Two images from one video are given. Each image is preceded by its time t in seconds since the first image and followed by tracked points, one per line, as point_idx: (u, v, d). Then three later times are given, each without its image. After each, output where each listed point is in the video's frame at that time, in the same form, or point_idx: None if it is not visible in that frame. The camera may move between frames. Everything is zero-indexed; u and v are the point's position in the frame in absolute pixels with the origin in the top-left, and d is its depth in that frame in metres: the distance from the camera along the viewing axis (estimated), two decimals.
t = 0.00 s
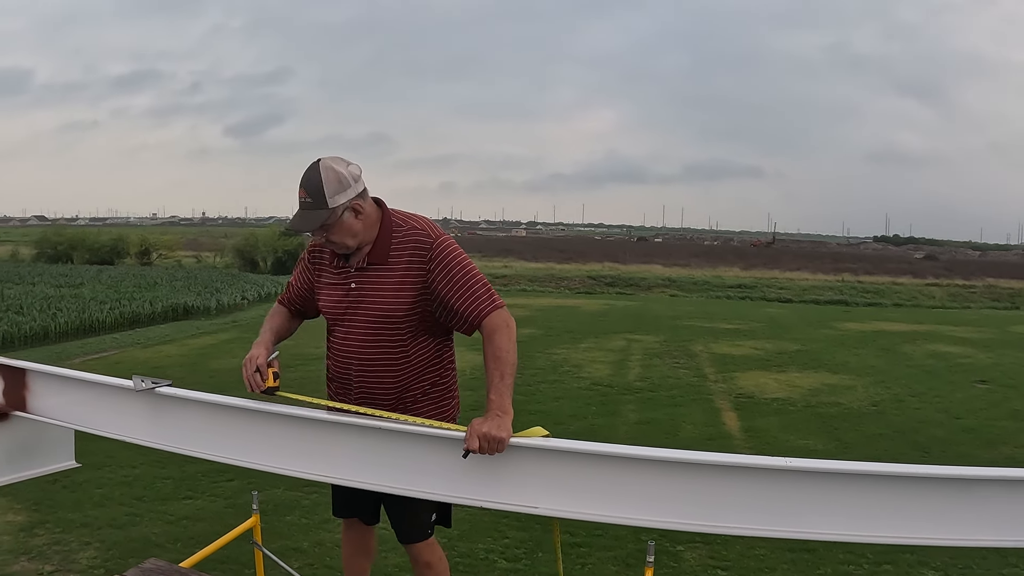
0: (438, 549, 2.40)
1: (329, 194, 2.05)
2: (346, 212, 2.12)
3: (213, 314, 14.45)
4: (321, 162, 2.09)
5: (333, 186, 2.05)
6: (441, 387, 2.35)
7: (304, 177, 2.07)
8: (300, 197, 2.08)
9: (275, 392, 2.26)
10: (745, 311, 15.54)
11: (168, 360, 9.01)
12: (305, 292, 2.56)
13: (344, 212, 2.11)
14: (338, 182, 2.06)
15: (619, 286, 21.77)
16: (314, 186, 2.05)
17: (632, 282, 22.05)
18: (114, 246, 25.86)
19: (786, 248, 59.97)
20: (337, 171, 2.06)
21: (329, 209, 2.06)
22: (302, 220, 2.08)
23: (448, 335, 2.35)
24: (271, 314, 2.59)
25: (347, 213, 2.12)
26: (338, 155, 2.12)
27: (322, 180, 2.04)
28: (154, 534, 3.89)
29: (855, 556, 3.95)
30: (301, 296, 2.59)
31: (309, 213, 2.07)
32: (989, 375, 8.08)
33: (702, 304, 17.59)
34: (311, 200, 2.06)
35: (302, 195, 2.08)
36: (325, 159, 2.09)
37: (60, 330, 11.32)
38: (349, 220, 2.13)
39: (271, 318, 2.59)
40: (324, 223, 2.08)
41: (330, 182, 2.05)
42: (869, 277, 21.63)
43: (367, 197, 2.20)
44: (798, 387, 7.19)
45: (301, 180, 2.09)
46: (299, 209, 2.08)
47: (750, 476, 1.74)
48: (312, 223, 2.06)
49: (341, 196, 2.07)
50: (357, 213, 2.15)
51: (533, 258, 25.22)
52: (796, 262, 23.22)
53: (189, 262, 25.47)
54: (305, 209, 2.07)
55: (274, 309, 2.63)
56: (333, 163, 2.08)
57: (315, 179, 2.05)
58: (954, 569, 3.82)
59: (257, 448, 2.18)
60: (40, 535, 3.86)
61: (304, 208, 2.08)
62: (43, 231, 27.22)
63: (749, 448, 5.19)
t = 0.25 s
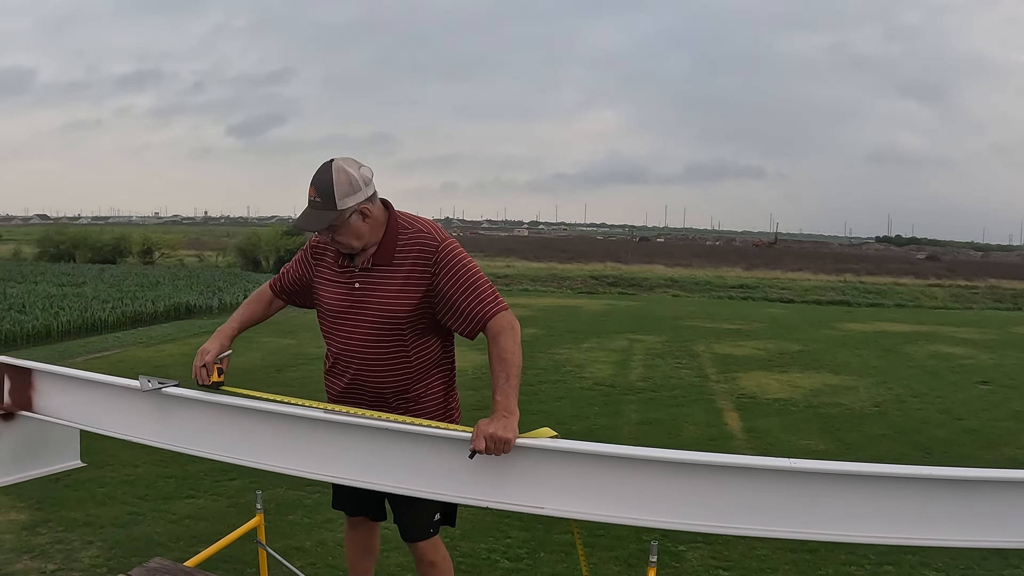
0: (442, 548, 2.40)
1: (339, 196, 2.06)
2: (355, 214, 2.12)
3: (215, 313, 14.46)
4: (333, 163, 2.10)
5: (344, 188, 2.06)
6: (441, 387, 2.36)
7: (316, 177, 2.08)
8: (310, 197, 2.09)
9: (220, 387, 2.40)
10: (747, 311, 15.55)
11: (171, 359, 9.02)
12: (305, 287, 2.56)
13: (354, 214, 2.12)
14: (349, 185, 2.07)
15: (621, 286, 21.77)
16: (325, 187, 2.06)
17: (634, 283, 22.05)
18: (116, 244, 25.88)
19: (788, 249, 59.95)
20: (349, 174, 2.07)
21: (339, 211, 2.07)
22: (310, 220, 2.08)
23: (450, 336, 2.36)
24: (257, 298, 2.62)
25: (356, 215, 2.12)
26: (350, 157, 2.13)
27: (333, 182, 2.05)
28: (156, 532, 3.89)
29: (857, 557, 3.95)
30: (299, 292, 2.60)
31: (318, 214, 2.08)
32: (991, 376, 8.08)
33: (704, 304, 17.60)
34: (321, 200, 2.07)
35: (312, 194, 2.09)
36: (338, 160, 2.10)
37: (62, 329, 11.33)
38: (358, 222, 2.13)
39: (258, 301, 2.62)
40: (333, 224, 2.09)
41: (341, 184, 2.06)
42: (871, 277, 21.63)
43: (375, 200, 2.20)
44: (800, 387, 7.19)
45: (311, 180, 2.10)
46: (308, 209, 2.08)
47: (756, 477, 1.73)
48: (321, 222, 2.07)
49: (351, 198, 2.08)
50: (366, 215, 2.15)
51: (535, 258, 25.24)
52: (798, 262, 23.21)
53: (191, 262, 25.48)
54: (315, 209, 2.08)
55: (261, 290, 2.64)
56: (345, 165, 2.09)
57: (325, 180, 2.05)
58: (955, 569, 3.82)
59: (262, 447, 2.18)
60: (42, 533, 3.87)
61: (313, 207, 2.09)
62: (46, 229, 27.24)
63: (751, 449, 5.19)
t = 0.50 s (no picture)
0: (440, 545, 2.40)
1: (338, 195, 2.06)
2: (354, 214, 2.12)
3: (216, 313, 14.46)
4: (332, 162, 2.10)
5: (344, 187, 2.06)
6: (438, 387, 2.35)
7: (315, 176, 2.08)
8: (309, 195, 2.08)
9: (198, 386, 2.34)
10: (748, 310, 15.54)
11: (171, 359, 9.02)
12: (301, 286, 2.56)
13: (353, 214, 2.12)
14: (348, 184, 2.07)
15: (622, 285, 21.77)
16: (324, 187, 2.06)
17: (635, 282, 22.05)
18: (116, 244, 25.88)
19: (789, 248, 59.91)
20: (348, 173, 2.07)
21: (338, 210, 2.07)
22: (309, 219, 2.08)
23: (446, 335, 2.35)
24: (248, 296, 2.60)
25: (355, 214, 2.12)
26: (350, 157, 2.13)
27: (332, 181, 2.05)
28: (157, 532, 3.89)
29: (857, 556, 3.95)
30: (295, 291, 2.60)
31: (317, 213, 2.08)
32: (992, 375, 8.07)
33: (705, 304, 17.59)
34: (320, 199, 2.06)
35: (310, 193, 2.08)
36: (338, 160, 2.10)
37: (63, 329, 11.33)
38: (356, 221, 2.13)
39: (251, 298, 2.60)
40: (331, 223, 2.09)
41: (340, 184, 2.06)
42: (872, 277, 21.63)
43: (374, 200, 2.20)
44: (801, 387, 7.19)
45: (309, 180, 2.10)
46: (306, 207, 2.08)
47: (754, 476, 1.74)
48: (319, 221, 2.07)
49: (350, 198, 2.08)
50: (364, 215, 2.15)
51: (536, 257, 25.24)
52: (799, 262, 23.19)
53: (191, 262, 25.48)
54: (314, 208, 2.08)
55: (254, 289, 2.62)
56: (344, 164, 2.09)
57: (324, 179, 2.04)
58: (955, 569, 3.82)
59: (261, 447, 2.19)
60: (43, 532, 3.87)
61: (311, 206, 2.08)
62: (46, 229, 27.23)
63: (752, 448, 5.18)
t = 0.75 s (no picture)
0: (438, 543, 2.40)
1: (339, 193, 2.05)
2: (354, 211, 2.12)
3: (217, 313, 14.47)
4: (332, 162, 2.09)
5: (344, 185, 2.06)
6: (435, 384, 2.35)
7: (315, 174, 2.07)
8: (309, 194, 2.07)
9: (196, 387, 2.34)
10: (749, 310, 15.54)
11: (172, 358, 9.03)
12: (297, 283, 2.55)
13: (352, 212, 2.11)
14: (348, 182, 2.07)
15: (623, 284, 21.78)
16: (324, 184, 2.05)
17: (635, 281, 22.05)
18: (117, 244, 25.89)
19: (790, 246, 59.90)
20: (348, 171, 2.07)
21: (340, 207, 2.06)
22: (310, 217, 2.07)
23: (443, 333, 2.35)
24: (244, 293, 2.60)
25: (355, 212, 2.12)
26: (348, 155, 2.13)
27: (333, 179, 2.04)
28: (158, 531, 3.89)
29: (857, 555, 3.95)
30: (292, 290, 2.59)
31: (318, 211, 2.07)
32: (993, 374, 8.07)
33: (706, 303, 17.60)
34: (321, 197, 2.06)
35: (310, 192, 2.07)
36: (337, 158, 2.10)
37: (64, 329, 11.33)
38: (357, 219, 2.13)
39: (246, 295, 2.59)
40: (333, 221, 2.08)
41: (341, 182, 2.05)
42: (873, 276, 21.62)
43: (372, 198, 2.20)
44: (802, 386, 7.18)
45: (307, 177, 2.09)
46: (307, 206, 2.07)
47: (753, 475, 1.74)
48: (320, 220, 2.06)
49: (351, 196, 2.08)
50: (364, 213, 2.15)
51: (537, 257, 25.24)
52: (800, 261, 23.19)
53: (192, 262, 25.48)
54: (314, 207, 2.07)
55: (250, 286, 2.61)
56: (344, 162, 2.09)
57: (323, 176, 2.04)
58: (956, 568, 3.82)
59: (261, 447, 2.19)
60: (44, 532, 3.87)
61: (311, 205, 2.07)
62: (47, 229, 27.24)
63: (752, 447, 5.18)
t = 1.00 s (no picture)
0: (435, 540, 2.40)
1: (342, 185, 2.04)
2: (356, 204, 2.11)
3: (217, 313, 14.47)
4: (330, 154, 2.08)
5: (345, 177, 2.05)
6: (431, 381, 2.35)
7: (314, 168, 2.05)
8: (312, 190, 2.04)
9: (191, 382, 2.35)
10: (750, 309, 15.53)
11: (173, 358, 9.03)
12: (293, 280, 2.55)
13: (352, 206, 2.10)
14: (349, 174, 2.06)
15: (624, 284, 21.78)
16: (326, 177, 2.03)
17: (637, 281, 22.05)
18: (118, 245, 25.90)
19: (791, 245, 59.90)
20: (348, 163, 2.06)
21: (343, 201, 2.05)
22: (316, 213, 2.05)
23: (439, 330, 2.35)
24: (240, 290, 2.60)
25: (357, 206, 2.12)
26: (345, 148, 2.12)
27: (336, 171, 2.03)
28: (158, 531, 3.89)
29: (859, 553, 3.95)
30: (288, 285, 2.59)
31: (322, 206, 2.05)
32: (994, 373, 8.06)
33: (707, 302, 17.60)
34: (327, 191, 2.03)
35: (312, 187, 2.05)
36: (335, 151, 2.08)
37: (65, 329, 11.34)
38: (358, 214, 2.13)
39: (241, 292, 2.59)
40: (338, 215, 2.06)
41: (343, 174, 2.04)
42: (874, 275, 21.62)
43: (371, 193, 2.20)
44: (803, 385, 7.18)
45: (306, 170, 2.08)
46: (312, 202, 2.04)
47: (751, 471, 1.74)
48: (327, 215, 2.04)
49: (352, 187, 2.07)
50: (366, 206, 2.15)
51: (538, 256, 25.23)
52: (801, 260, 23.18)
53: (193, 262, 25.47)
54: (319, 203, 2.04)
55: (246, 283, 2.61)
56: (343, 155, 2.08)
57: (323, 169, 2.03)
58: (958, 566, 3.82)
59: (261, 444, 2.20)
60: (44, 532, 3.87)
61: (315, 200, 2.05)
62: (48, 230, 27.25)
63: (754, 446, 5.18)
